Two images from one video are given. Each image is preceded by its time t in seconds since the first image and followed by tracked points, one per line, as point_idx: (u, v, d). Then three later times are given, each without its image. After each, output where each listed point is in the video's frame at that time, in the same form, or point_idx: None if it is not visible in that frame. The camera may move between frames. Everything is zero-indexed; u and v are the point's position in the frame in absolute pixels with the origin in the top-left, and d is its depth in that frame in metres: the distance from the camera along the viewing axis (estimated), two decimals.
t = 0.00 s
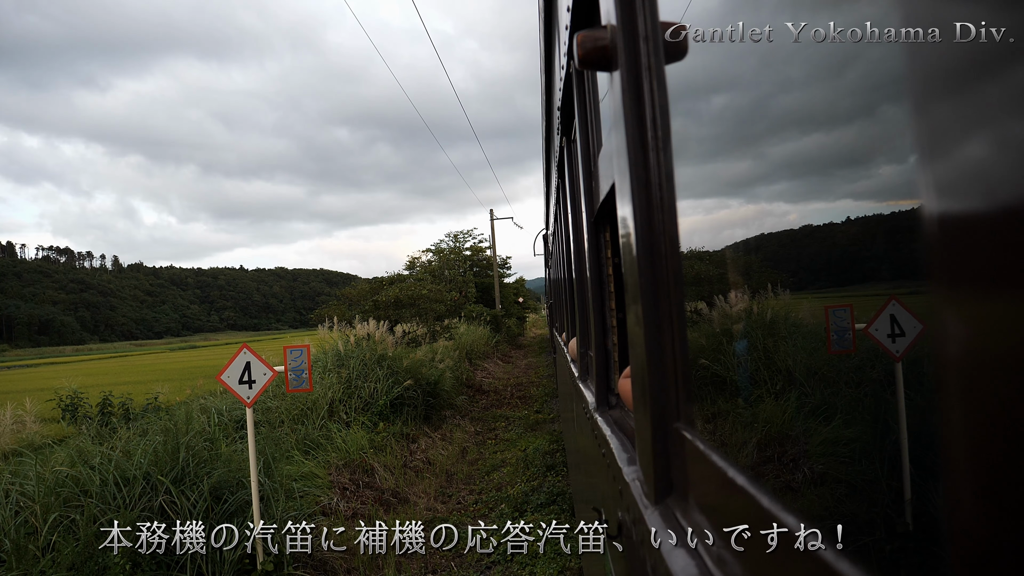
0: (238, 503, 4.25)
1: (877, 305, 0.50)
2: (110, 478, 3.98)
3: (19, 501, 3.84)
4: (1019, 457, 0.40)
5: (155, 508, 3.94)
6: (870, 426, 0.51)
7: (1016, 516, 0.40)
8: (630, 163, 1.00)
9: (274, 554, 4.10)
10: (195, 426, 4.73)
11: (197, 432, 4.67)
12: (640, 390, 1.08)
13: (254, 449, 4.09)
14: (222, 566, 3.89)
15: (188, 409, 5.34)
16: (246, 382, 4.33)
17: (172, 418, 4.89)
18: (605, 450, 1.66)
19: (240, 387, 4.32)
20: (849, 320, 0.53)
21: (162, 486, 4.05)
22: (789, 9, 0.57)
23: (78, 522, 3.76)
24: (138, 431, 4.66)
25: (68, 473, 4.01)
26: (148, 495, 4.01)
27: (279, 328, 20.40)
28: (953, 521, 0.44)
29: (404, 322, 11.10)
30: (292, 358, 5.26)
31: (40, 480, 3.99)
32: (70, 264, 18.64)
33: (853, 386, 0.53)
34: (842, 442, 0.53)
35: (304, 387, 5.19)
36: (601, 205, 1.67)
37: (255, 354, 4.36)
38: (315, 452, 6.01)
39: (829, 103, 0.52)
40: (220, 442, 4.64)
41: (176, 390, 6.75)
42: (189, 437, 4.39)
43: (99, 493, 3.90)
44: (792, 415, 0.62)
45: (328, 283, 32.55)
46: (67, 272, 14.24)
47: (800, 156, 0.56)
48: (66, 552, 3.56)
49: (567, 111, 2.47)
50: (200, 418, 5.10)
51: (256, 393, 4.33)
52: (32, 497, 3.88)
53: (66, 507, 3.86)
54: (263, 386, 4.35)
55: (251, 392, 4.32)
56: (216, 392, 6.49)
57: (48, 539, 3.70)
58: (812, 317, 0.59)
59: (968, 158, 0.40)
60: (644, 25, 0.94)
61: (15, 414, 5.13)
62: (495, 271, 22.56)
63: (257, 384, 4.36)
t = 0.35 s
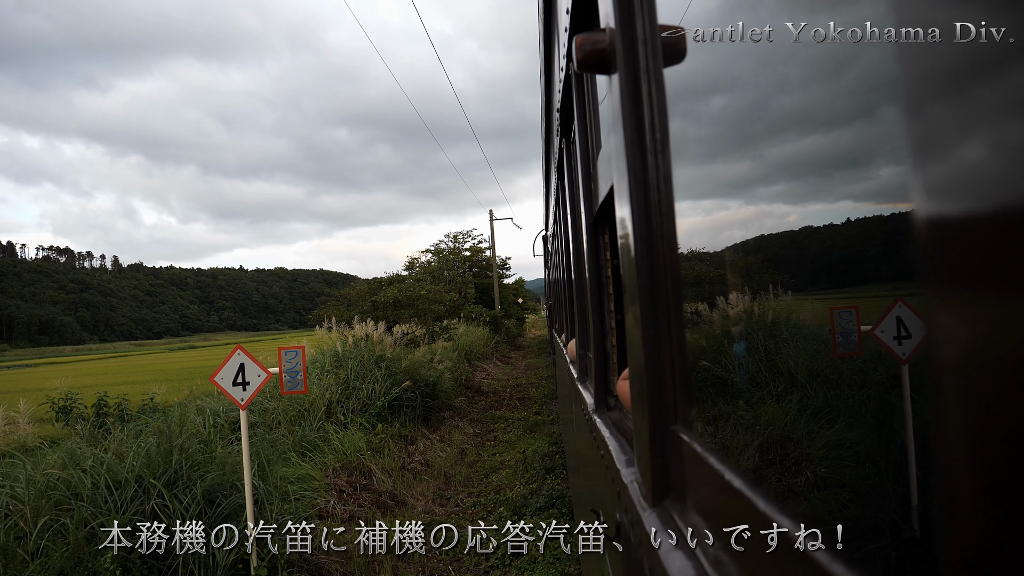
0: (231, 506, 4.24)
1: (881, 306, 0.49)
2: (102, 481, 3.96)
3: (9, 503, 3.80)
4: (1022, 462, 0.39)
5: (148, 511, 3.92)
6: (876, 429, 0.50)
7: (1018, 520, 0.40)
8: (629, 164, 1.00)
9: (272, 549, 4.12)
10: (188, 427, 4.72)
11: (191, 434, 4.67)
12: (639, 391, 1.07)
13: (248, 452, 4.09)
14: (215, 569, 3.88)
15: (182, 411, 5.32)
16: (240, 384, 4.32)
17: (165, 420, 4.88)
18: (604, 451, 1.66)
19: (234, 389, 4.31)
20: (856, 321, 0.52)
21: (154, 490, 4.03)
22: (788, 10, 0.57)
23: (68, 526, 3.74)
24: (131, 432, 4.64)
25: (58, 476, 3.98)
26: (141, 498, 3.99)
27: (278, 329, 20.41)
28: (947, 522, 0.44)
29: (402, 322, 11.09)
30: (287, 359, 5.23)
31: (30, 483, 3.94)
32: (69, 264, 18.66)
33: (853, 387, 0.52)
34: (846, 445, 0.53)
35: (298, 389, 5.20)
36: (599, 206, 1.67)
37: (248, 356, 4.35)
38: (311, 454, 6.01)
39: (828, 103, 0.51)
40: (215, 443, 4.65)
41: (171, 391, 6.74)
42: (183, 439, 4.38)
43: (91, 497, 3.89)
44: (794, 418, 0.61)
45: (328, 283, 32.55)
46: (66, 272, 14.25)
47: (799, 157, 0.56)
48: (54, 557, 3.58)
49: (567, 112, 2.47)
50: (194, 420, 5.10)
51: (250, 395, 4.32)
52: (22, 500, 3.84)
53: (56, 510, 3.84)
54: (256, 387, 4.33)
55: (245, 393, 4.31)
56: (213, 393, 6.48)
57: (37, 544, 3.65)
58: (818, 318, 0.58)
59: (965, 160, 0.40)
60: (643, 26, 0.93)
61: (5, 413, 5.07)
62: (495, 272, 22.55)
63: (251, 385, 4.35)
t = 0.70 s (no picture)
0: (224, 509, 4.24)
1: (882, 305, 0.49)
2: (93, 483, 3.97)
3: None
4: None
5: (138, 513, 3.90)
6: (878, 429, 0.50)
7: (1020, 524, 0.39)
8: (629, 163, 1.00)
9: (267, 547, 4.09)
10: (181, 428, 4.73)
11: (184, 435, 4.69)
12: (639, 389, 1.07)
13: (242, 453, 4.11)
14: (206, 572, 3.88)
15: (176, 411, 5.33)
16: (233, 384, 4.32)
17: (158, 420, 4.88)
18: (604, 450, 1.66)
19: (227, 389, 4.31)
20: (862, 320, 0.51)
21: (145, 492, 4.03)
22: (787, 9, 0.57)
23: (57, 528, 3.73)
24: (123, 432, 4.64)
25: (48, 477, 3.97)
26: (132, 500, 4.00)
27: (277, 327, 20.41)
28: (945, 521, 0.44)
29: (401, 321, 11.10)
30: (281, 359, 5.22)
31: (20, 484, 3.94)
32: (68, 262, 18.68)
33: (853, 385, 0.52)
34: (850, 447, 0.52)
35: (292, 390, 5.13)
36: (599, 205, 1.67)
37: (241, 356, 4.30)
38: (308, 454, 6.01)
39: (829, 102, 0.51)
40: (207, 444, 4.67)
41: (167, 390, 6.74)
42: (175, 439, 4.40)
43: (82, 499, 3.90)
44: (796, 418, 0.61)
45: (327, 282, 32.60)
46: (64, 270, 14.26)
47: (798, 157, 0.56)
48: (41, 561, 3.53)
49: (566, 111, 2.47)
50: (186, 420, 5.11)
51: (243, 395, 4.31)
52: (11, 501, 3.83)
53: (45, 512, 3.84)
54: (249, 387, 4.33)
55: (238, 394, 4.32)
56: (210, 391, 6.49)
57: (25, 547, 3.63)
58: (823, 317, 0.57)
59: (965, 159, 0.40)
60: (643, 26, 0.93)
61: None
62: (495, 271, 22.53)
63: (245, 386, 4.35)
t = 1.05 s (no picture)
0: (226, 518, 4.25)
1: (898, 313, 0.49)
2: (92, 491, 3.98)
3: None
4: None
5: (135, 522, 3.92)
6: (899, 439, 0.48)
7: None
8: (642, 170, 1.00)
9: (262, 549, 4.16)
10: (184, 437, 4.76)
11: (187, 443, 4.72)
12: (652, 397, 1.07)
13: (244, 461, 4.14)
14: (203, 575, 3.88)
15: (177, 418, 5.34)
16: (236, 392, 4.31)
17: (161, 427, 4.92)
18: (616, 457, 1.65)
19: (229, 396, 4.30)
20: (887, 328, 0.49)
21: (144, 502, 4.05)
22: (788, 12, 0.59)
23: (54, 539, 3.73)
24: (124, 440, 4.68)
25: (46, 487, 3.97)
26: (130, 510, 4.00)
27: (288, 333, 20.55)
28: (957, 529, 0.43)
29: (411, 327, 11.13)
30: (284, 365, 5.21)
31: (18, 493, 3.93)
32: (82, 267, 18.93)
33: (868, 393, 0.52)
34: (870, 459, 0.51)
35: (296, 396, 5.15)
36: (612, 212, 1.67)
37: (245, 362, 4.34)
38: (315, 462, 6.02)
39: (841, 110, 0.51)
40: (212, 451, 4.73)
41: (176, 396, 6.79)
42: (177, 446, 4.44)
43: (79, 509, 3.90)
44: (812, 429, 0.59)
45: (339, 288, 32.73)
46: (79, 276, 14.46)
47: (811, 163, 0.56)
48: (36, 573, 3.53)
49: (579, 119, 2.48)
50: (190, 428, 5.14)
51: (246, 402, 4.33)
52: (9, 510, 3.83)
53: (42, 523, 3.82)
54: (252, 396, 4.34)
55: (240, 402, 4.32)
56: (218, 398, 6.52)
57: (20, 558, 3.62)
58: (843, 323, 0.55)
59: (980, 166, 0.40)
60: (657, 33, 0.94)
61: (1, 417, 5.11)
62: (506, 277, 22.53)
63: (247, 393, 4.35)
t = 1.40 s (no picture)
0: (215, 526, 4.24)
1: (904, 319, 0.49)
2: (74, 499, 3.95)
3: None
4: None
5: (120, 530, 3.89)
6: (911, 451, 0.48)
7: None
8: (647, 174, 1.00)
9: (252, 559, 4.21)
10: (173, 441, 4.74)
11: (177, 447, 4.71)
12: (655, 401, 1.07)
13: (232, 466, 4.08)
14: None
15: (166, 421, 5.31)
16: (225, 395, 4.29)
17: (151, 431, 4.93)
18: (618, 461, 1.65)
19: (218, 399, 4.27)
20: (904, 335, 0.48)
21: (129, 509, 4.02)
22: (787, 12, 0.61)
23: (32, 547, 3.64)
24: (109, 444, 4.66)
25: (27, 492, 3.90)
26: (113, 517, 3.97)
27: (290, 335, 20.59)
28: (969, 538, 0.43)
29: (412, 330, 11.13)
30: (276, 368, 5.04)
31: None
32: (87, 266, 19.03)
33: (874, 400, 0.52)
34: (879, 469, 0.50)
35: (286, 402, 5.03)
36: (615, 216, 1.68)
37: (234, 366, 4.30)
38: (311, 467, 6.01)
39: (846, 115, 0.52)
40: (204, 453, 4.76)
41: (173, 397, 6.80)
42: (166, 450, 4.45)
43: (62, 516, 3.86)
44: (821, 437, 0.59)
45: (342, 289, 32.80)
46: (82, 275, 14.52)
47: (816, 168, 0.56)
48: None
49: (584, 122, 2.49)
50: (181, 431, 5.12)
51: (234, 407, 4.29)
52: None
53: (20, 529, 3.74)
54: (241, 400, 4.29)
55: (229, 406, 4.28)
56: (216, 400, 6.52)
57: None
58: (854, 329, 0.55)
59: (985, 173, 0.40)
60: (662, 37, 0.94)
61: None
62: (509, 280, 22.50)
63: (236, 397, 4.30)
